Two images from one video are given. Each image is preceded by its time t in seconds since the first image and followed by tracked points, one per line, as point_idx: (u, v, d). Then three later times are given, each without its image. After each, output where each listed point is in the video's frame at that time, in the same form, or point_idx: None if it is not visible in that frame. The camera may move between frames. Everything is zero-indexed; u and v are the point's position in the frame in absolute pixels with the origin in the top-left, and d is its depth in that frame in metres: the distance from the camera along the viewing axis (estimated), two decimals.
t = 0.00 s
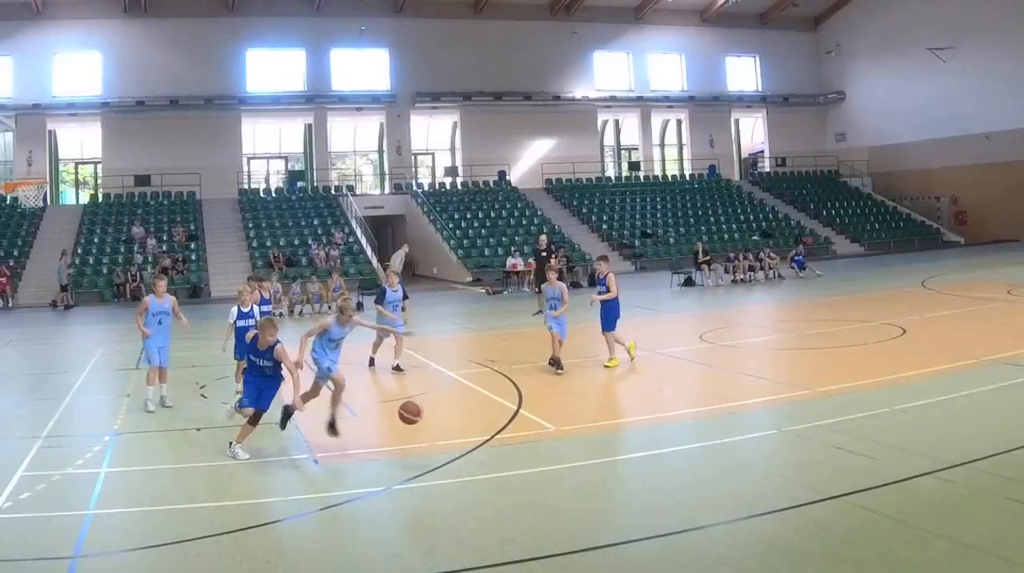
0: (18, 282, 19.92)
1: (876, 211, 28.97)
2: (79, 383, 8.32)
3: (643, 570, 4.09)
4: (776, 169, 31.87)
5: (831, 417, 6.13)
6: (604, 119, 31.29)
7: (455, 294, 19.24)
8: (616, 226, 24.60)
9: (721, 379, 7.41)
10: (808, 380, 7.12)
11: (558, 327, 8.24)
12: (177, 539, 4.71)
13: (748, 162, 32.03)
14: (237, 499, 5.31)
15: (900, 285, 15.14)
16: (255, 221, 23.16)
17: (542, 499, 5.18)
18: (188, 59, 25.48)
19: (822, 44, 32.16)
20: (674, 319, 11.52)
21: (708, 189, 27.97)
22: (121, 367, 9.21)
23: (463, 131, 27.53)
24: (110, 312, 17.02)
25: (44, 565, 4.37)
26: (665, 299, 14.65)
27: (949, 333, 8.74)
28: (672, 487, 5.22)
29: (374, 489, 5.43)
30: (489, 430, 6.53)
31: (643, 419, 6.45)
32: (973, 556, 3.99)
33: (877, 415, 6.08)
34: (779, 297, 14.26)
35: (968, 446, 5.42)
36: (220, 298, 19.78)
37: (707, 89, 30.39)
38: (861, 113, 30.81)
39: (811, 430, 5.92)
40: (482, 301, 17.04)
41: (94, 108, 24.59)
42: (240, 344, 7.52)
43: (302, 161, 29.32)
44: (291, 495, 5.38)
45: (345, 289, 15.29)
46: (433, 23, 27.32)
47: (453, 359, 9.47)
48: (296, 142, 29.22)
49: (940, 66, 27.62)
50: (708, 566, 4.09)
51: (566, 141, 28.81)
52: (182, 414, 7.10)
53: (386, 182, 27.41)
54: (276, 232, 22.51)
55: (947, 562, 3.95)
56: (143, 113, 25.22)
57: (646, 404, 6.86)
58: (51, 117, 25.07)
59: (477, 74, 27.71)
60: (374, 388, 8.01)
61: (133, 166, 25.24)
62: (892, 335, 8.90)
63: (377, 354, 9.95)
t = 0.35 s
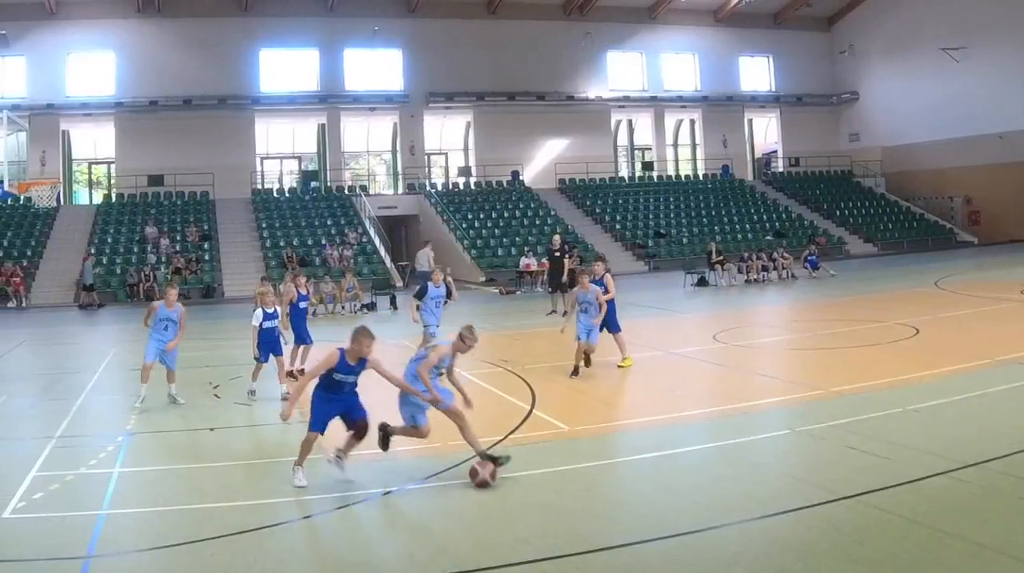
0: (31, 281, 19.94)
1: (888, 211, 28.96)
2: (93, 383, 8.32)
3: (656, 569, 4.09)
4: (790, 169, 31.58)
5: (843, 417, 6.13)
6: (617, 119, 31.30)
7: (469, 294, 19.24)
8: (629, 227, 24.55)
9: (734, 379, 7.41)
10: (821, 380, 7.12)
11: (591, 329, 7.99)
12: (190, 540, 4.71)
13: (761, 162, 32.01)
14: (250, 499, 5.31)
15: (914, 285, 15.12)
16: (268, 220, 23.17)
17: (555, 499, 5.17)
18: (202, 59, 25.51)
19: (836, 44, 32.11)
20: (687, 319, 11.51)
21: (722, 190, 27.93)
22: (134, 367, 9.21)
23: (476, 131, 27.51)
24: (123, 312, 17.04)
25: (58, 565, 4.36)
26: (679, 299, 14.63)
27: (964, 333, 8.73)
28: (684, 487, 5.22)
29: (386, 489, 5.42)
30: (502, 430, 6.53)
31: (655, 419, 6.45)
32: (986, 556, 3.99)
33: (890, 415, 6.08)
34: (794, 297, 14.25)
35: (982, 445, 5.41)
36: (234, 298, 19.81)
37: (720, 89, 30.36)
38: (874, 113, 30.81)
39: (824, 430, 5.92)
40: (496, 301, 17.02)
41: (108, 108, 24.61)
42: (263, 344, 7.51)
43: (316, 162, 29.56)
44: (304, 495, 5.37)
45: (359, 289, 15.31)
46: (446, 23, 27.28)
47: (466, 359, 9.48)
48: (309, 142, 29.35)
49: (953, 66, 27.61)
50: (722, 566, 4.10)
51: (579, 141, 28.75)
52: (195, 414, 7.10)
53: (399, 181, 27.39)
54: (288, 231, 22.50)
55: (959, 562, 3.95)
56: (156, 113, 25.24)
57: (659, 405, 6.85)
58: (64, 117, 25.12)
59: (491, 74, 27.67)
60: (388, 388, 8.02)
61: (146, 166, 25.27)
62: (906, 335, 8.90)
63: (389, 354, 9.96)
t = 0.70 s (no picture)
0: (45, 281, 19.94)
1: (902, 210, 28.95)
2: (106, 383, 8.32)
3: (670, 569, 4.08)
4: (803, 169, 31.75)
5: (857, 417, 6.12)
6: (631, 119, 31.32)
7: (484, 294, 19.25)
8: (643, 227, 24.50)
9: (747, 379, 7.40)
10: (834, 380, 7.12)
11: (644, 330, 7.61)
12: (203, 540, 4.70)
13: (775, 162, 32.02)
14: (264, 499, 5.30)
15: (928, 285, 15.13)
16: (281, 220, 23.18)
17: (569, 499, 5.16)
18: (216, 59, 25.53)
19: (849, 44, 32.00)
20: (701, 319, 11.52)
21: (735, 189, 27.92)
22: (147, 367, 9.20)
23: (490, 131, 27.52)
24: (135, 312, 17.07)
25: (72, 565, 4.35)
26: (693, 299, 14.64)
27: (976, 334, 8.74)
28: (697, 487, 5.22)
29: (400, 489, 5.42)
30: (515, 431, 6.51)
31: (668, 419, 6.45)
32: (1001, 556, 3.98)
33: (902, 415, 6.08)
34: (808, 297, 14.25)
35: (995, 445, 5.42)
36: (247, 298, 19.82)
37: (733, 89, 30.29)
38: (887, 113, 30.82)
39: (837, 430, 5.91)
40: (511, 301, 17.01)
41: (122, 108, 24.64)
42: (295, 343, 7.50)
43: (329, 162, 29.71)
44: (318, 495, 5.37)
45: (373, 289, 15.31)
46: (459, 23, 27.26)
47: (479, 359, 9.47)
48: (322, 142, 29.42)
49: (966, 65, 27.67)
50: (735, 565, 4.10)
51: (593, 141, 28.73)
52: (210, 415, 7.10)
53: (412, 181, 27.41)
54: (302, 232, 22.50)
55: (973, 562, 3.95)
56: (169, 114, 25.27)
57: (672, 405, 6.84)
58: (78, 117, 25.16)
59: (505, 75, 27.66)
60: (402, 388, 8.00)
61: (160, 166, 25.32)
62: (919, 335, 8.90)
63: (402, 354, 9.95)
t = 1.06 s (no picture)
0: (59, 281, 19.98)
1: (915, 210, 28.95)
2: (119, 383, 8.32)
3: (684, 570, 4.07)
4: (817, 169, 31.68)
5: (871, 417, 6.12)
6: (645, 119, 31.32)
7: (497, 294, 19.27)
8: (656, 227, 24.49)
9: (760, 379, 7.41)
10: (847, 380, 7.12)
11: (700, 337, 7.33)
12: (216, 539, 4.71)
13: (788, 162, 32.05)
14: (277, 499, 5.30)
15: (942, 285, 15.13)
16: (295, 220, 23.21)
17: (583, 499, 5.16)
18: (230, 59, 25.58)
19: (863, 44, 31.97)
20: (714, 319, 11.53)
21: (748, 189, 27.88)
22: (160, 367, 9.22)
23: (503, 131, 27.56)
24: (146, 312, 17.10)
25: (85, 565, 4.36)
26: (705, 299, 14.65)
27: (990, 334, 8.74)
28: (711, 487, 5.22)
29: (414, 489, 5.42)
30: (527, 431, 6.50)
31: (681, 419, 6.46)
32: (1016, 556, 3.99)
33: (915, 415, 6.09)
34: (822, 297, 14.24)
35: (1009, 445, 5.42)
36: (261, 298, 19.82)
37: (747, 89, 30.23)
38: (901, 113, 30.77)
39: (850, 430, 5.91)
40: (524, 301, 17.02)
41: (136, 108, 24.69)
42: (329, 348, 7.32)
43: (342, 162, 29.74)
44: (332, 495, 5.37)
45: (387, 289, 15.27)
46: (473, 23, 27.24)
47: (491, 358, 9.48)
48: (336, 141, 29.45)
49: (979, 66, 27.67)
50: (749, 566, 4.10)
51: (607, 141, 28.72)
52: (223, 414, 7.10)
53: (426, 182, 27.43)
54: (316, 231, 22.51)
55: (988, 562, 3.95)
56: (183, 113, 25.31)
57: (686, 405, 6.84)
58: (91, 117, 25.22)
59: (519, 75, 27.65)
60: (417, 389, 7.98)
61: (173, 166, 25.39)
62: (932, 335, 8.91)
63: (414, 354, 9.93)
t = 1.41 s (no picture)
0: (74, 281, 19.98)
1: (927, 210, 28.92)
2: (134, 383, 8.33)
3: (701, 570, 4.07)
4: (831, 169, 31.76)
5: (885, 418, 6.12)
6: (660, 119, 31.32)
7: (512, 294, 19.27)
8: (671, 227, 24.49)
9: (775, 379, 7.41)
10: (862, 380, 7.12)
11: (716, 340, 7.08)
12: (231, 540, 4.70)
13: (803, 162, 32.08)
14: (292, 500, 5.30)
15: (957, 285, 15.11)
16: (310, 220, 23.22)
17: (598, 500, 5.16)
18: (245, 59, 25.61)
19: (878, 44, 31.95)
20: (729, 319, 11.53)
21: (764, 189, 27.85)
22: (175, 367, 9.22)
23: (518, 131, 27.58)
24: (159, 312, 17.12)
25: (100, 565, 4.35)
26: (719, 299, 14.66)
27: (1006, 334, 8.73)
28: (726, 487, 5.21)
29: (429, 489, 5.42)
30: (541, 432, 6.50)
31: (696, 419, 6.46)
32: None
33: (931, 415, 6.08)
34: (837, 297, 14.23)
35: None
36: (276, 298, 19.81)
37: (762, 89, 30.23)
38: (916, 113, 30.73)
39: (865, 430, 5.91)
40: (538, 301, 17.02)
41: (150, 107, 24.71)
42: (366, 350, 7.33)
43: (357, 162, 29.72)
44: (347, 495, 5.37)
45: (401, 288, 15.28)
46: (489, 23, 27.24)
47: (506, 358, 9.48)
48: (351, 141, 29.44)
49: (993, 66, 27.62)
50: (765, 566, 4.10)
51: (622, 141, 28.72)
52: (239, 414, 7.10)
53: (441, 182, 27.44)
54: (331, 232, 22.51)
55: (1004, 562, 3.95)
56: (198, 113, 25.34)
57: (701, 405, 6.84)
58: (106, 117, 25.24)
59: (534, 75, 27.65)
60: (434, 389, 7.97)
61: (189, 166, 25.43)
62: (947, 335, 8.91)
63: (430, 354, 9.93)
